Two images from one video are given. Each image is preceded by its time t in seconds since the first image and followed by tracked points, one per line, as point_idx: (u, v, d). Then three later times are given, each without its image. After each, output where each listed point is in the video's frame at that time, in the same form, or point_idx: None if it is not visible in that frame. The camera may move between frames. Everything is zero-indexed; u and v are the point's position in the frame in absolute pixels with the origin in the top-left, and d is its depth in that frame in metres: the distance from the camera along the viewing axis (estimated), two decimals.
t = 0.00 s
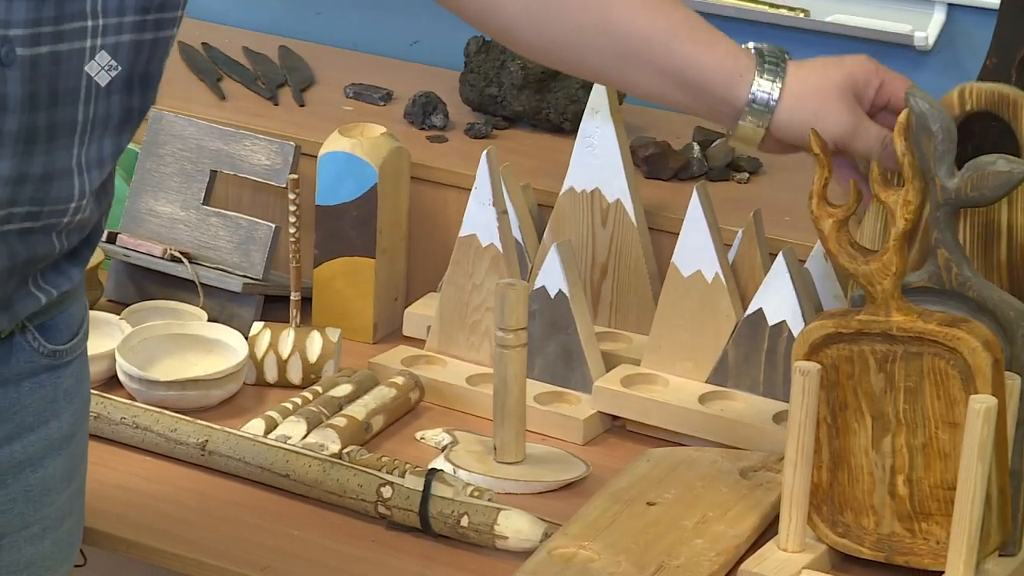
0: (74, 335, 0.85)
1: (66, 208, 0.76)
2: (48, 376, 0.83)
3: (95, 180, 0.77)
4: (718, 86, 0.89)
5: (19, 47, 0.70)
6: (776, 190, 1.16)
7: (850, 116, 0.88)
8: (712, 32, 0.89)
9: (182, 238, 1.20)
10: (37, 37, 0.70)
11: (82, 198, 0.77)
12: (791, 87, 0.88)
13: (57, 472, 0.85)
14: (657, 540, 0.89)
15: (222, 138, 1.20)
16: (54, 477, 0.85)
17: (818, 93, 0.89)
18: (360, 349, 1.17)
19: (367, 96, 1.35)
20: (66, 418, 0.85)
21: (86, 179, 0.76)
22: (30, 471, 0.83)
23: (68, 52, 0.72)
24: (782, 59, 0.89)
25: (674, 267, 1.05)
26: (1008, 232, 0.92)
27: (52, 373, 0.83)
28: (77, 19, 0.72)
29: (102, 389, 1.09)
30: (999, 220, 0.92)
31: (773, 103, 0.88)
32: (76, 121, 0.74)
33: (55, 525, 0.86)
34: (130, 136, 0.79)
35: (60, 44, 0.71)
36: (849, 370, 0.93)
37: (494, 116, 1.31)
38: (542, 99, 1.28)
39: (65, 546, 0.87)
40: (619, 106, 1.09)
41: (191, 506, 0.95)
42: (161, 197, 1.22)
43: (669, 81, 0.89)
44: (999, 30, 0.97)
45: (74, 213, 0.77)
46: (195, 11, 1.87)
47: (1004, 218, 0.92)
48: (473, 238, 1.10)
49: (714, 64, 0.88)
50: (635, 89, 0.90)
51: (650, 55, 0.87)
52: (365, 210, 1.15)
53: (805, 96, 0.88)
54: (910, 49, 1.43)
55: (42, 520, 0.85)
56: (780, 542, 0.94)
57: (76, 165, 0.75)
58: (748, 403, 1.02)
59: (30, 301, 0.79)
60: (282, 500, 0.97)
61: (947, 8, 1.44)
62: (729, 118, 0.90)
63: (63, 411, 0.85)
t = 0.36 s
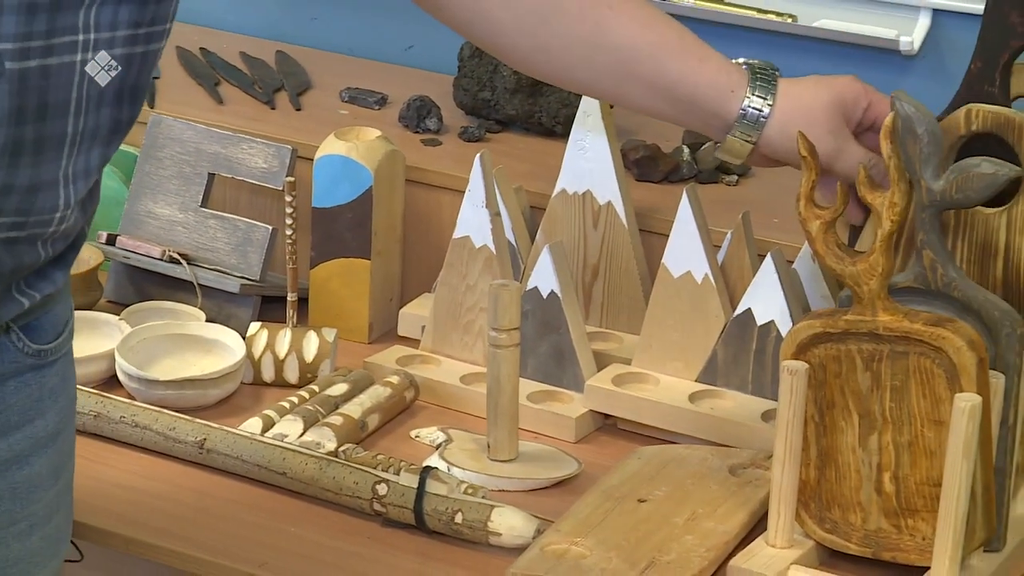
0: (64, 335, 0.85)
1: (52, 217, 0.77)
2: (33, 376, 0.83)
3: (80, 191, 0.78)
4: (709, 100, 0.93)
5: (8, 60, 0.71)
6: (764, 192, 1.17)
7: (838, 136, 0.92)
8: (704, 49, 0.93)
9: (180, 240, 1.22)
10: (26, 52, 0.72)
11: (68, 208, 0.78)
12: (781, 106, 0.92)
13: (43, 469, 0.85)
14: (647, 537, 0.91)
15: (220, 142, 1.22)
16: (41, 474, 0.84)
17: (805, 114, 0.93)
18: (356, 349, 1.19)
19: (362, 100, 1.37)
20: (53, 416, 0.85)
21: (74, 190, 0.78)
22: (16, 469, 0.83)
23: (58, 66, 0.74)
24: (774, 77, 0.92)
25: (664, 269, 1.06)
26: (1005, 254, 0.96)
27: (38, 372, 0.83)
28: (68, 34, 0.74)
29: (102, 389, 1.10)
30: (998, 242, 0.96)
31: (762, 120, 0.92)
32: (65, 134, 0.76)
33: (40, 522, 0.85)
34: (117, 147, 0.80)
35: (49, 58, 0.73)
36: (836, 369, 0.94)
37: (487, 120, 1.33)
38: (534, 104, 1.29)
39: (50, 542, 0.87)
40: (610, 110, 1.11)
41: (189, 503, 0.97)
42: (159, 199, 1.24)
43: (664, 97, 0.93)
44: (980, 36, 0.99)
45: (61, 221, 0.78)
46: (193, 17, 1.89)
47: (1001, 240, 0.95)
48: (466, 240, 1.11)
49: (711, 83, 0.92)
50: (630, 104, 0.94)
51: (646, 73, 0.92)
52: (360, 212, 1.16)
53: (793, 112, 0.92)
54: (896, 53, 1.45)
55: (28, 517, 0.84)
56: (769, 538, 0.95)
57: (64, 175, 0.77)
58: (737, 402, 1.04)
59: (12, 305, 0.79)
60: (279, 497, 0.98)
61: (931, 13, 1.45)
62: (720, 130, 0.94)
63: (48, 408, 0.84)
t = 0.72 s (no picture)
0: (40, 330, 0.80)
1: (33, 211, 0.75)
2: (11, 375, 0.78)
3: (62, 183, 0.76)
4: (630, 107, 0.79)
5: None
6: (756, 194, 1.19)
7: (739, 139, 0.81)
8: (618, 50, 0.80)
9: (180, 241, 1.23)
10: None
11: (48, 201, 0.76)
12: (696, 111, 0.81)
13: (23, 469, 0.80)
14: (641, 533, 0.92)
15: (220, 144, 1.24)
16: (21, 474, 0.80)
17: (726, 118, 0.82)
18: (354, 348, 1.21)
19: (360, 104, 1.39)
20: (33, 414, 0.80)
21: (54, 183, 0.76)
22: None
23: (36, 60, 0.72)
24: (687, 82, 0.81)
25: (657, 269, 1.08)
26: (991, 254, 0.98)
27: (17, 372, 0.78)
28: (45, 27, 0.72)
29: (104, 388, 1.12)
30: (983, 242, 0.98)
31: (666, 131, 0.80)
32: (45, 128, 0.74)
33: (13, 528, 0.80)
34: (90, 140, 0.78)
35: (27, 53, 0.71)
36: (826, 368, 0.96)
37: (483, 123, 1.34)
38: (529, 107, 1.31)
39: (22, 549, 0.82)
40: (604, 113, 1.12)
41: (190, 501, 0.98)
42: (160, 201, 1.25)
43: (580, 105, 0.79)
44: (968, 41, 1.00)
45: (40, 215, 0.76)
46: (192, 21, 1.91)
47: (987, 240, 0.98)
48: (463, 241, 1.13)
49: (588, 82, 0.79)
50: (547, 116, 0.81)
51: (560, 81, 0.79)
52: (358, 213, 1.18)
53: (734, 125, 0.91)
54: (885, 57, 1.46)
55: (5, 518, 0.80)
56: (760, 534, 0.97)
57: (44, 168, 0.74)
58: (730, 400, 1.05)
59: None
60: (279, 495, 1.00)
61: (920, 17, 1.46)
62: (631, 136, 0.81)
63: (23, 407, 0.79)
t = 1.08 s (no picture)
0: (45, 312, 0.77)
1: (50, 181, 0.71)
2: (29, 365, 0.75)
3: (63, 151, 0.73)
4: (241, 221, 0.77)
5: None
6: (749, 195, 1.20)
7: (348, 299, 0.77)
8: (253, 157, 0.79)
9: (182, 242, 1.25)
10: None
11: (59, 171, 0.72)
12: (313, 267, 0.77)
13: (40, 458, 0.78)
14: (637, 530, 0.94)
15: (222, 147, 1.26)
16: (39, 463, 0.78)
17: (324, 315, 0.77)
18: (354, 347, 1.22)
19: (360, 107, 1.40)
20: (47, 402, 0.77)
21: (59, 151, 0.72)
22: (18, 458, 0.76)
23: (35, 36, 0.68)
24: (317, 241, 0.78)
25: (653, 270, 1.10)
26: (981, 255, 0.99)
27: (34, 361, 0.76)
28: None
29: (108, 387, 1.13)
30: (973, 243, 0.99)
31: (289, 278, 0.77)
32: (51, 99, 0.70)
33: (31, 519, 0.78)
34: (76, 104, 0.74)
35: (27, 29, 0.67)
36: (818, 367, 0.97)
37: (480, 125, 1.36)
38: (526, 109, 1.33)
39: (37, 539, 0.80)
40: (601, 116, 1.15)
41: (193, 498, 1.00)
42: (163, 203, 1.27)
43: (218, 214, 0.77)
44: (958, 44, 1.02)
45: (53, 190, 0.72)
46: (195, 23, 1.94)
47: (977, 241, 0.99)
48: (460, 242, 1.14)
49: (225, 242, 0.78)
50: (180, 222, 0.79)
51: (201, 201, 0.77)
52: (357, 216, 1.20)
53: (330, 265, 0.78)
54: (876, 61, 1.47)
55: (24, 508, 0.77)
56: (753, 530, 0.98)
57: (49, 137, 0.71)
58: (724, 399, 1.07)
59: (19, 282, 0.72)
60: (280, 492, 1.01)
61: (910, 22, 1.47)
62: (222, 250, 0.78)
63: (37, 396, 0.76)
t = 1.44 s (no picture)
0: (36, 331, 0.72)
1: (23, 207, 0.65)
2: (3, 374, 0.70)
3: (37, 182, 0.66)
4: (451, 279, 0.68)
5: None
6: (743, 197, 1.22)
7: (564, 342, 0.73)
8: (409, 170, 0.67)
9: (186, 243, 1.27)
10: None
11: (33, 199, 0.66)
12: (527, 313, 0.71)
13: (19, 464, 0.72)
14: (632, 524, 0.95)
15: (225, 150, 1.27)
16: (18, 469, 0.72)
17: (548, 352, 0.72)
18: (354, 347, 1.24)
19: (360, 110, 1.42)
20: (28, 409, 0.72)
21: (35, 180, 0.65)
22: None
23: (29, 65, 0.61)
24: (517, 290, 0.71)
25: (648, 269, 1.11)
26: (971, 256, 1.01)
27: (10, 370, 0.71)
28: (34, 25, 0.61)
29: (112, 386, 1.15)
30: (964, 244, 1.01)
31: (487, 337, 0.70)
32: (29, 127, 0.63)
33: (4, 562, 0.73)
34: (68, 139, 0.68)
35: (22, 56, 0.60)
36: (812, 366, 0.99)
37: (478, 128, 1.37)
38: (524, 113, 1.34)
39: None
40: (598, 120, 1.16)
41: (196, 495, 1.01)
42: (166, 204, 1.29)
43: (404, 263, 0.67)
44: (950, 48, 1.03)
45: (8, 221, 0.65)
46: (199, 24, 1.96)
47: (967, 242, 1.01)
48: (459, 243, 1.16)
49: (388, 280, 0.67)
50: (362, 258, 0.67)
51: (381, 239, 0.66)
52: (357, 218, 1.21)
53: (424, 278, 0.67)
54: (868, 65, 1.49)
55: None
56: (748, 527, 1.00)
57: (25, 166, 0.64)
58: (720, 397, 1.08)
59: None
60: (281, 489, 1.03)
61: (902, 26, 1.49)
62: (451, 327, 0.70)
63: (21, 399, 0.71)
